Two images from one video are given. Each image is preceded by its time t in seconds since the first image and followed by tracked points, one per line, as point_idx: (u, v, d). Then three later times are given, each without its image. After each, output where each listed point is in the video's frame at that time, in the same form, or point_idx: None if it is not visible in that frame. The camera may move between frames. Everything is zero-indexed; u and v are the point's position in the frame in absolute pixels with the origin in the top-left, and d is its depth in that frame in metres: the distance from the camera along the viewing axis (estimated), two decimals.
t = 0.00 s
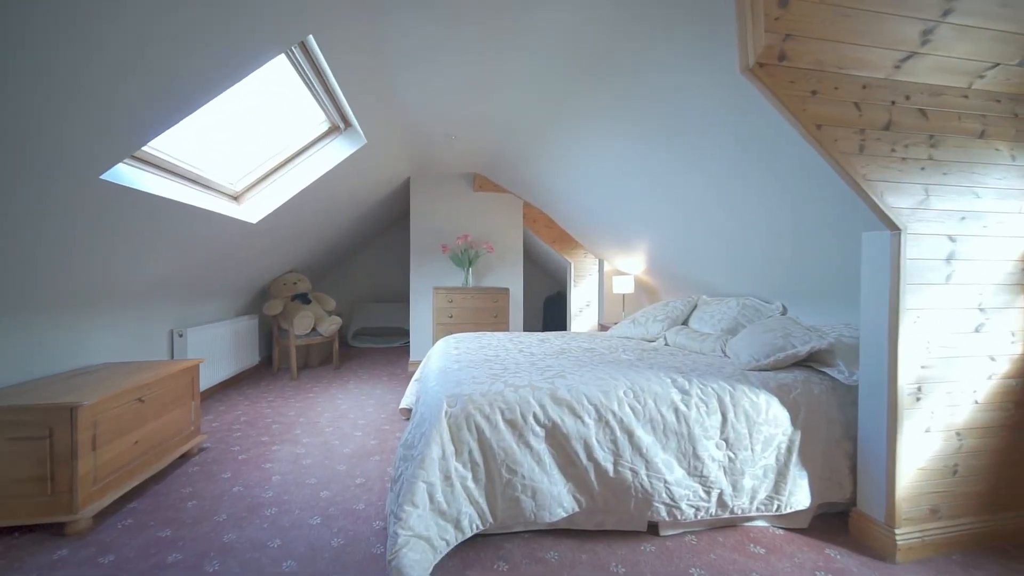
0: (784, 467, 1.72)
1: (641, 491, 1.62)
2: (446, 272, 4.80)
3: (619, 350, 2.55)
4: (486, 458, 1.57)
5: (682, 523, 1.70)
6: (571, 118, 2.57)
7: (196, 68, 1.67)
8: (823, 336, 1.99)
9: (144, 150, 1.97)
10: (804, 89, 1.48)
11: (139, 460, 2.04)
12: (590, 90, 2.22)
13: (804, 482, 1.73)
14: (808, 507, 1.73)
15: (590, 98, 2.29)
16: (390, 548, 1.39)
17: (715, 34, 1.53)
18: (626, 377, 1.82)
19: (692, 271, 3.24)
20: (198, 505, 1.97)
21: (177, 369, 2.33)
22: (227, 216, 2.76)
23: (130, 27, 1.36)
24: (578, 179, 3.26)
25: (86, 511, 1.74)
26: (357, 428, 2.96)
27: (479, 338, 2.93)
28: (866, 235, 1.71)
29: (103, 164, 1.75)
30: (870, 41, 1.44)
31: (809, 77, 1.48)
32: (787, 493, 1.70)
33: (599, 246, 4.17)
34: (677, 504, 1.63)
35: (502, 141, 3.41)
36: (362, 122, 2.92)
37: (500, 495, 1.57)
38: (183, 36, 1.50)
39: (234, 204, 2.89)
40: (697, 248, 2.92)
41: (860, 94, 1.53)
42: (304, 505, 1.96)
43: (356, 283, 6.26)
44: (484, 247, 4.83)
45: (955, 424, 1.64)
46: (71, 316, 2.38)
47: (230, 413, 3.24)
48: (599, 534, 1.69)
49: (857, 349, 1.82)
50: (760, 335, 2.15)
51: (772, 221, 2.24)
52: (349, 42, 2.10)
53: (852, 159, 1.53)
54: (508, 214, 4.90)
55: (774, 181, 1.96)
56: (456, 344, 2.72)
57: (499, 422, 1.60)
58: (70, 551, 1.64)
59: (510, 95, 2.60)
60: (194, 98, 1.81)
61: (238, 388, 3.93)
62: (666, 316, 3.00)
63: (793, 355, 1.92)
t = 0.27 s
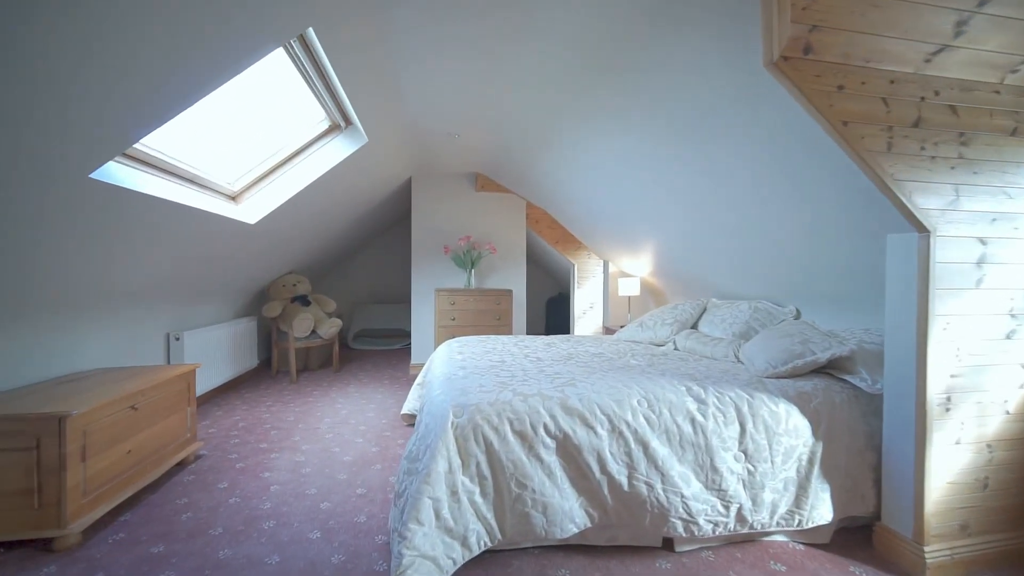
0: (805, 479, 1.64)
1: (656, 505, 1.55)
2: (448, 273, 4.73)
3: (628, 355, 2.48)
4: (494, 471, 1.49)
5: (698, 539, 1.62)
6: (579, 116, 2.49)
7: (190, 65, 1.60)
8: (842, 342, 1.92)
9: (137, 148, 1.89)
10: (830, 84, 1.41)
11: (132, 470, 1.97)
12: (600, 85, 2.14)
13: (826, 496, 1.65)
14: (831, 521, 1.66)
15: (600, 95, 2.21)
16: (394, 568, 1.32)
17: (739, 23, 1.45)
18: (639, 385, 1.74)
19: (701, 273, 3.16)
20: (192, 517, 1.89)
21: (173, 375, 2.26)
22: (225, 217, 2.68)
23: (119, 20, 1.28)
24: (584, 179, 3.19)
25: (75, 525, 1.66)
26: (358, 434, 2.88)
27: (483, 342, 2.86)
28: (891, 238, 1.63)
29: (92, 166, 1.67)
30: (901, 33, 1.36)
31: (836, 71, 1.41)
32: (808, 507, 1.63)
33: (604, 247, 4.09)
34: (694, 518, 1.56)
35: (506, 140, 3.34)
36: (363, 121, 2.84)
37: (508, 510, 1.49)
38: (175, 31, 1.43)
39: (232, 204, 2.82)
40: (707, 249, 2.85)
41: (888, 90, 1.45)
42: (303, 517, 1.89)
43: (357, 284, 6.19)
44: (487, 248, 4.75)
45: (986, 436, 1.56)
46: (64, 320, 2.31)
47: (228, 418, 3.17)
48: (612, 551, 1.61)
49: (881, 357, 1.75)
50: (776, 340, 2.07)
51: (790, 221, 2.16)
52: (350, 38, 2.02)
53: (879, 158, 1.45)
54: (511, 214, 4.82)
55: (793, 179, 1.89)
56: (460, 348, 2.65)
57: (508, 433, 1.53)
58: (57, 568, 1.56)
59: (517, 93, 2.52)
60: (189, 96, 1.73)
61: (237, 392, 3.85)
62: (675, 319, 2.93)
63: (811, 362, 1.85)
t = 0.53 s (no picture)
0: (828, 493, 1.58)
1: (674, 521, 1.48)
2: (451, 275, 4.66)
3: (638, 361, 2.41)
4: (505, 486, 1.43)
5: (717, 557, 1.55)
6: (588, 114, 2.43)
7: (189, 64, 1.53)
8: (862, 349, 1.85)
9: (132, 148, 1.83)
10: (858, 80, 1.34)
11: (127, 481, 1.90)
12: (611, 82, 2.07)
13: (849, 511, 1.59)
14: (855, 537, 1.59)
15: (612, 92, 2.14)
16: None
17: (762, 16, 1.38)
18: (654, 394, 1.68)
19: (710, 276, 3.09)
20: (189, 530, 1.82)
21: (170, 381, 2.19)
22: (224, 219, 2.62)
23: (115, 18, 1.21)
24: (591, 179, 3.12)
25: (65, 542, 1.59)
26: (360, 441, 2.81)
27: (487, 346, 2.79)
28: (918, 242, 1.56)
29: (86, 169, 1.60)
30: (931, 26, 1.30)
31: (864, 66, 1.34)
32: (831, 523, 1.56)
33: (609, 249, 4.03)
34: (712, 535, 1.49)
35: (511, 140, 3.27)
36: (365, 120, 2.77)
37: (519, 527, 1.42)
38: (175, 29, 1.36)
39: (230, 206, 2.76)
40: (717, 251, 2.78)
41: (918, 86, 1.38)
42: (305, 531, 1.82)
43: (358, 285, 6.12)
44: (490, 249, 4.69)
45: (1018, 448, 1.49)
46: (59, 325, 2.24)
47: (227, 424, 3.10)
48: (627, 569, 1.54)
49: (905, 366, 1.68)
50: (792, 347, 2.00)
51: (806, 223, 2.09)
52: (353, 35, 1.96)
53: (908, 158, 1.39)
54: (515, 215, 4.75)
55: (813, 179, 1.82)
56: (465, 353, 2.58)
57: (519, 445, 1.46)
58: None
59: (524, 91, 2.45)
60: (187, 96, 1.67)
61: (236, 396, 3.78)
62: (684, 323, 2.86)
63: (830, 370, 1.78)
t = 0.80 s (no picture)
0: (849, 508, 1.53)
1: (690, 537, 1.43)
2: (454, 277, 4.61)
3: (647, 367, 2.36)
4: (516, 501, 1.38)
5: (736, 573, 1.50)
6: (597, 114, 2.37)
7: (190, 65, 1.48)
8: (880, 358, 1.80)
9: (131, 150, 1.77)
10: (884, 81, 1.29)
11: (125, 492, 1.85)
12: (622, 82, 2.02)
13: (871, 525, 1.54)
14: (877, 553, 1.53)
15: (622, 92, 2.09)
16: None
17: (786, 13, 1.33)
18: (667, 403, 1.63)
19: (719, 279, 3.04)
20: (190, 544, 1.77)
21: (169, 389, 2.14)
22: (224, 222, 2.57)
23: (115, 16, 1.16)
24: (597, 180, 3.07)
25: (62, 558, 1.54)
26: (363, 448, 2.76)
27: (492, 351, 2.74)
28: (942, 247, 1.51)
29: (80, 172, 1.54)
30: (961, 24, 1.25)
31: (891, 66, 1.29)
32: (853, 538, 1.51)
33: (614, 251, 3.98)
34: (731, 551, 1.44)
35: (516, 141, 3.22)
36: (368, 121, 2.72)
37: (531, 545, 1.36)
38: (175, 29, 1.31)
39: (231, 208, 2.71)
40: (727, 254, 2.73)
41: (945, 87, 1.33)
42: (309, 544, 1.77)
43: (359, 287, 6.06)
44: (493, 251, 4.64)
45: None
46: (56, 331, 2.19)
47: (227, 430, 3.04)
48: None
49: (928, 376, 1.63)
50: (807, 354, 1.95)
51: (823, 226, 2.04)
52: (357, 34, 1.90)
53: (935, 162, 1.33)
54: (518, 217, 4.71)
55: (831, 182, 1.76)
56: (470, 359, 2.53)
57: (530, 458, 1.41)
58: None
59: (531, 90, 2.40)
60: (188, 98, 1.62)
61: (236, 401, 3.73)
62: (693, 328, 2.81)
63: (847, 379, 1.73)
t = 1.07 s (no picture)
0: (865, 518, 1.49)
1: (704, 550, 1.39)
2: (456, 279, 4.58)
3: (654, 372, 2.32)
4: (526, 513, 1.34)
5: None
6: (603, 116, 2.34)
7: (194, 66, 1.45)
8: (894, 364, 1.77)
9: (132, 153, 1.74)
10: (903, 83, 1.25)
11: (124, 501, 1.81)
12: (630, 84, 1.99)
13: (888, 536, 1.50)
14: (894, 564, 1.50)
15: (629, 94, 2.06)
16: None
17: (802, 14, 1.30)
18: (679, 411, 1.59)
19: (725, 282, 3.01)
20: (192, 554, 1.74)
21: (169, 395, 2.10)
22: (226, 225, 2.54)
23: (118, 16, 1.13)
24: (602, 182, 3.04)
25: (59, 570, 1.51)
26: (366, 453, 2.73)
27: (496, 356, 2.71)
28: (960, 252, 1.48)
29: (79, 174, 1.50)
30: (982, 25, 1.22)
31: (911, 68, 1.25)
32: (869, 550, 1.48)
33: (618, 253, 3.95)
34: (745, 565, 1.40)
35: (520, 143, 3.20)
36: (371, 122, 2.69)
37: (542, 559, 1.33)
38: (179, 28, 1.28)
39: (232, 211, 2.67)
40: (734, 256, 2.70)
41: (965, 89, 1.30)
42: (313, 554, 1.74)
43: (359, 289, 6.03)
44: (495, 253, 4.61)
45: None
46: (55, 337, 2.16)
47: (228, 434, 3.01)
48: None
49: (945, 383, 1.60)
50: (819, 360, 1.92)
51: (835, 229, 2.01)
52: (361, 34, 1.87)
53: (956, 165, 1.30)
54: (521, 219, 4.68)
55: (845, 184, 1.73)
56: (474, 364, 2.49)
57: (540, 469, 1.37)
58: None
59: (536, 92, 2.37)
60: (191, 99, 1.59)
61: (238, 404, 3.70)
62: (700, 332, 2.77)
63: (862, 386, 1.69)
